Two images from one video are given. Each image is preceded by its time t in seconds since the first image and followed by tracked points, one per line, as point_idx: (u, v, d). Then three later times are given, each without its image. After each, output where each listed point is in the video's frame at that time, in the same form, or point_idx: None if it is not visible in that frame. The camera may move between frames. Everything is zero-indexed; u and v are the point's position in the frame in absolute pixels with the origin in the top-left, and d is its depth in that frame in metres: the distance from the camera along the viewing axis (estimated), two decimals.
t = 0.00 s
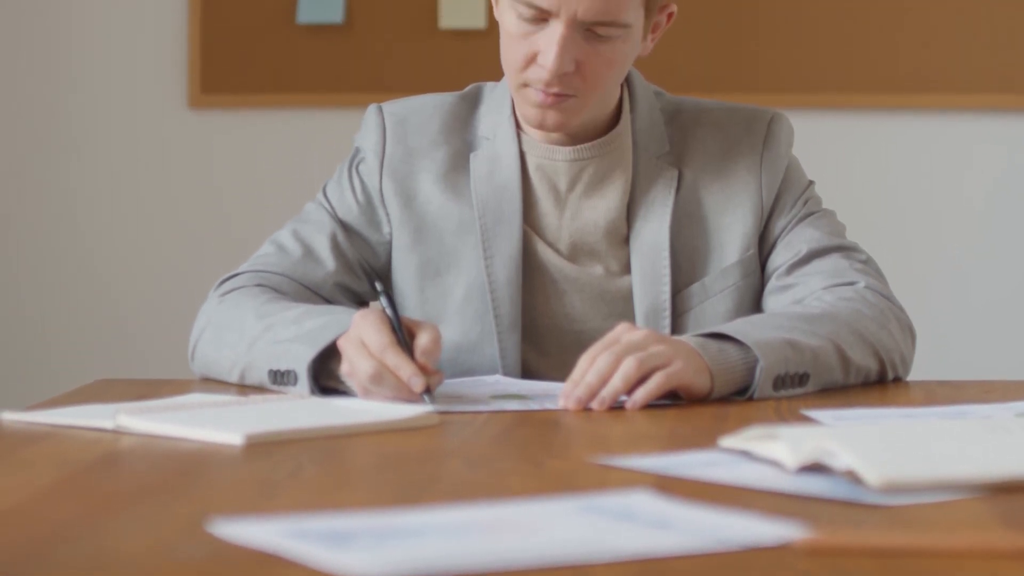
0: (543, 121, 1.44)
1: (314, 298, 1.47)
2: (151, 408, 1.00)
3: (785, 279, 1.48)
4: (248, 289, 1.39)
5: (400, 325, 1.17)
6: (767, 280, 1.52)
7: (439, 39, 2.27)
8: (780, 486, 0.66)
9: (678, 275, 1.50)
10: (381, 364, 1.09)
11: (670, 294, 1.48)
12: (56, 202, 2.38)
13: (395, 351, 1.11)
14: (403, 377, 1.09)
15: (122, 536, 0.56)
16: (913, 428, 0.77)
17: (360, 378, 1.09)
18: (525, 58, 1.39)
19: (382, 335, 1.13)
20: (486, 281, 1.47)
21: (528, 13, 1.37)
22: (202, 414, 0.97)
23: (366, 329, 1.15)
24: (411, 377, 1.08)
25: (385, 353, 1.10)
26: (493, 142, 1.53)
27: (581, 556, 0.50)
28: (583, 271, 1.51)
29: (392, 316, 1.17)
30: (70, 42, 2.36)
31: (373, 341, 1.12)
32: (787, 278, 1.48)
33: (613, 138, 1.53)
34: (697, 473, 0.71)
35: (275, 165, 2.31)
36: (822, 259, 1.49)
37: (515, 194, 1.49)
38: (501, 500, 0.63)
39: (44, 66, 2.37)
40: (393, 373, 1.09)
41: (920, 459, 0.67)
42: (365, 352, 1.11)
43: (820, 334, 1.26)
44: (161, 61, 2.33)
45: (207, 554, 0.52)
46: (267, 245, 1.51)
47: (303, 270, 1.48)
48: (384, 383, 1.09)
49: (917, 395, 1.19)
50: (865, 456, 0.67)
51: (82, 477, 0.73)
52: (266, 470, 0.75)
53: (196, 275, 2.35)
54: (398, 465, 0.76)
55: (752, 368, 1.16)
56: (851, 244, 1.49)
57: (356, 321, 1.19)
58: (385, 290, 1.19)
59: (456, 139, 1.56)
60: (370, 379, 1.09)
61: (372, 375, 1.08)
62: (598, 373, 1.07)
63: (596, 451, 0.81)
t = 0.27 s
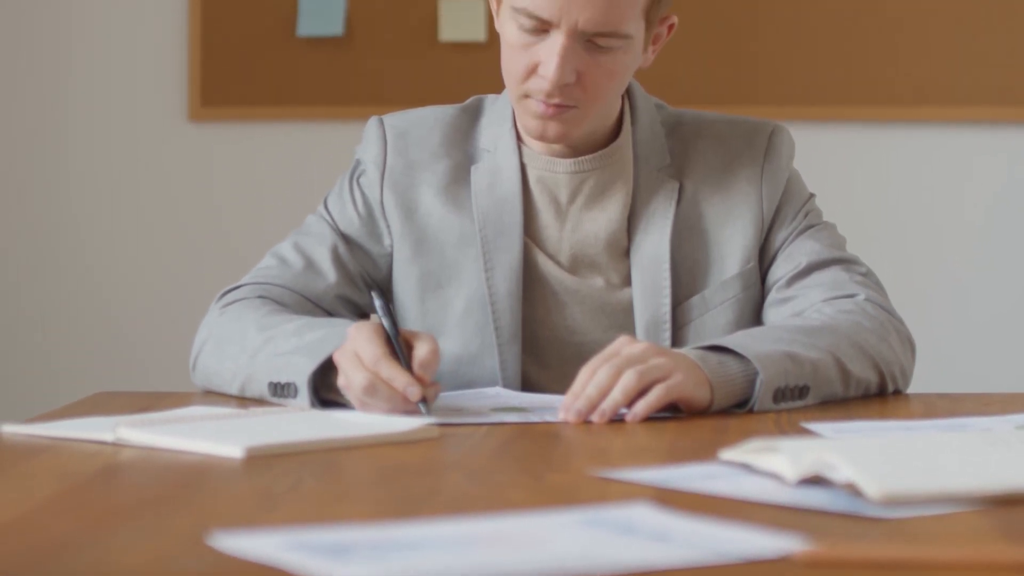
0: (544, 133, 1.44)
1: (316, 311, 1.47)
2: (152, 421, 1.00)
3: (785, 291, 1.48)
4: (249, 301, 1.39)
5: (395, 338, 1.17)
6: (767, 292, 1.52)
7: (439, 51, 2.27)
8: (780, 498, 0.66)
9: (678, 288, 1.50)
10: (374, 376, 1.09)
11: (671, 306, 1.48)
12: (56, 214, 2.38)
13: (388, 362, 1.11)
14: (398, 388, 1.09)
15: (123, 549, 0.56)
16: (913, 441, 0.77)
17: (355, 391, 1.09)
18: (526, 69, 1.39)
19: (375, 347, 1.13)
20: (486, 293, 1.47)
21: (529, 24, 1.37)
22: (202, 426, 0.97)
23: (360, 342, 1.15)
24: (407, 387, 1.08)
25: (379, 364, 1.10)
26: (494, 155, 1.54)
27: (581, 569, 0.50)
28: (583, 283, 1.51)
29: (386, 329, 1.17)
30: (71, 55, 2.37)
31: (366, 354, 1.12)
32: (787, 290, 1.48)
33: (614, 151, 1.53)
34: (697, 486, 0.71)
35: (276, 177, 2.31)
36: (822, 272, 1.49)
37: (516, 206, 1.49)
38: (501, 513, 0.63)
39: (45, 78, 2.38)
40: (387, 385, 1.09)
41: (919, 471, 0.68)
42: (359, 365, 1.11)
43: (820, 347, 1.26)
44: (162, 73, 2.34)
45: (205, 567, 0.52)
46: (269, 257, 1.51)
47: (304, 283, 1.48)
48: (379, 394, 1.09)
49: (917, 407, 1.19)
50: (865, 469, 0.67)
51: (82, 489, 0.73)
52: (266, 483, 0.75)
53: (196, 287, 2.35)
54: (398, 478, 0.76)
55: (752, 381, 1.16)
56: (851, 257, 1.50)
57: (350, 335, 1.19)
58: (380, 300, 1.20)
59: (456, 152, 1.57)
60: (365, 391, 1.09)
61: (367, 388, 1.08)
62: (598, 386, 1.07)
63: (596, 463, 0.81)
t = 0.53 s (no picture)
0: (546, 140, 1.44)
1: (317, 320, 1.47)
2: (151, 431, 1.00)
3: (785, 301, 1.48)
4: (251, 309, 1.39)
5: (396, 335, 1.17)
6: (768, 302, 1.52)
7: (438, 61, 2.28)
8: (780, 508, 0.66)
9: (679, 297, 1.50)
10: (373, 370, 1.10)
11: (671, 315, 1.48)
12: (56, 219, 2.38)
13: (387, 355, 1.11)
14: (399, 380, 1.09)
15: (121, 559, 0.56)
16: (913, 451, 0.77)
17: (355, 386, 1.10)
18: (529, 76, 1.40)
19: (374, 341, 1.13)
20: (486, 303, 1.47)
21: (532, 31, 1.38)
22: (202, 436, 0.97)
23: (360, 338, 1.16)
24: (406, 378, 1.09)
25: (377, 358, 1.10)
26: (496, 163, 1.54)
27: None
28: (584, 292, 1.51)
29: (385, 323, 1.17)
30: (72, 64, 2.37)
31: (365, 348, 1.13)
32: (787, 300, 1.48)
33: (615, 160, 1.53)
34: (698, 496, 0.71)
35: (276, 187, 2.32)
36: (822, 281, 1.49)
37: (518, 216, 1.50)
38: (501, 523, 0.63)
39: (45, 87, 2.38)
40: (386, 377, 1.10)
41: (919, 481, 0.68)
42: (358, 360, 1.12)
43: (820, 357, 1.26)
44: (162, 79, 2.34)
45: None
46: (271, 267, 1.51)
47: (306, 292, 1.48)
48: (379, 387, 1.09)
49: (917, 417, 1.19)
50: (865, 479, 0.67)
51: (82, 499, 0.73)
52: (266, 493, 0.75)
53: (196, 296, 2.35)
54: (398, 488, 0.76)
55: (752, 391, 1.16)
56: (851, 266, 1.50)
57: (350, 331, 1.19)
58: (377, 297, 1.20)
59: (458, 161, 1.57)
60: (365, 385, 1.10)
61: (366, 382, 1.09)
62: (598, 396, 1.07)
63: (596, 473, 0.81)
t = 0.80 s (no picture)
0: (549, 148, 1.44)
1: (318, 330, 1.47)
2: (152, 440, 1.00)
3: (785, 309, 1.48)
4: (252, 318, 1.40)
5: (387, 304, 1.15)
6: (768, 311, 1.52)
7: (438, 70, 2.28)
8: (781, 517, 0.66)
9: (680, 305, 1.50)
10: (376, 348, 1.11)
11: (672, 324, 1.48)
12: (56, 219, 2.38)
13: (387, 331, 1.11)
14: (402, 357, 1.11)
15: (121, 568, 0.56)
16: (914, 459, 0.77)
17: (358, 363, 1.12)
18: (531, 83, 1.40)
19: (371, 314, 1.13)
20: (487, 311, 1.47)
21: (535, 38, 1.38)
22: (203, 445, 0.97)
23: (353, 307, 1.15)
24: (410, 357, 1.11)
25: (379, 337, 1.11)
26: (497, 172, 1.55)
27: None
28: (586, 300, 1.51)
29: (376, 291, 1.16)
30: (73, 73, 2.38)
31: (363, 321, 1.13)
32: (788, 308, 1.48)
33: (617, 168, 1.53)
34: (698, 505, 0.71)
35: (276, 196, 2.32)
36: (822, 290, 1.49)
37: (519, 225, 1.50)
38: (500, 532, 0.63)
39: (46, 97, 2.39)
40: (388, 354, 1.11)
41: (920, 490, 0.68)
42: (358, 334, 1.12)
43: (820, 366, 1.26)
44: (161, 79, 2.34)
45: None
46: (271, 280, 1.51)
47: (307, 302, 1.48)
48: (382, 364, 1.11)
49: (917, 426, 1.19)
50: (865, 488, 0.67)
51: (82, 508, 0.73)
52: (266, 502, 0.75)
53: (196, 304, 2.35)
54: (398, 497, 0.76)
55: (752, 400, 1.16)
56: (852, 275, 1.50)
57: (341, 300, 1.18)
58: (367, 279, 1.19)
59: (459, 169, 1.57)
60: (368, 363, 1.11)
61: (370, 361, 1.11)
62: (599, 405, 1.07)
63: (597, 482, 0.81)
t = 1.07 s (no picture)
0: (551, 156, 1.44)
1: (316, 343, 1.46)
2: (152, 450, 1.00)
3: (786, 319, 1.48)
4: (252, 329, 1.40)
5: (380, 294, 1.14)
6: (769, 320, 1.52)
7: (439, 80, 2.28)
8: (781, 527, 0.66)
9: (682, 314, 1.50)
10: (356, 345, 1.11)
11: (673, 333, 1.48)
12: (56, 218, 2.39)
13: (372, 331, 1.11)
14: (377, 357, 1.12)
15: None
16: (914, 470, 0.77)
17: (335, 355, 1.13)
18: (534, 91, 1.40)
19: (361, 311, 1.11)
20: (486, 321, 1.47)
21: (539, 46, 1.38)
22: (202, 455, 0.97)
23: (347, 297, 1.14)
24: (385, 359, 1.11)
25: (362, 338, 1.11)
26: (499, 181, 1.55)
27: None
28: (587, 308, 1.51)
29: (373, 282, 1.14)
30: (74, 82, 2.38)
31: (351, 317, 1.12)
32: (789, 318, 1.48)
33: (619, 176, 1.53)
34: (698, 515, 0.71)
35: (276, 205, 2.32)
36: (824, 299, 1.49)
37: (519, 235, 1.51)
38: (501, 542, 0.63)
39: (47, 106, 2.39)
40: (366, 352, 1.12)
41: (920, 500, 0.68)
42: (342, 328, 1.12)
43: (820, 375, 1.26)
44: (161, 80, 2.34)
45: None
46: (270, 296, 1.51)
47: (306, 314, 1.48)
48: (357, 361, 1.12)
49: (917, 436, 1.19)
50: (865, 498, 0.67)
51: (82, 518, 0.73)
52: (266, 512, 0.75)
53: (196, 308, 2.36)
54: (397, 507, 0.76)
55: (752, 410, 1.16)
56: (852, 285, 1.50)
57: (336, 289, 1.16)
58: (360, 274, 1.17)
59: (460, 179, 1.57)
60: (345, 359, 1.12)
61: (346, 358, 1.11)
62: (598, 415, 1.07)
63: (597, 492, 0.81)
